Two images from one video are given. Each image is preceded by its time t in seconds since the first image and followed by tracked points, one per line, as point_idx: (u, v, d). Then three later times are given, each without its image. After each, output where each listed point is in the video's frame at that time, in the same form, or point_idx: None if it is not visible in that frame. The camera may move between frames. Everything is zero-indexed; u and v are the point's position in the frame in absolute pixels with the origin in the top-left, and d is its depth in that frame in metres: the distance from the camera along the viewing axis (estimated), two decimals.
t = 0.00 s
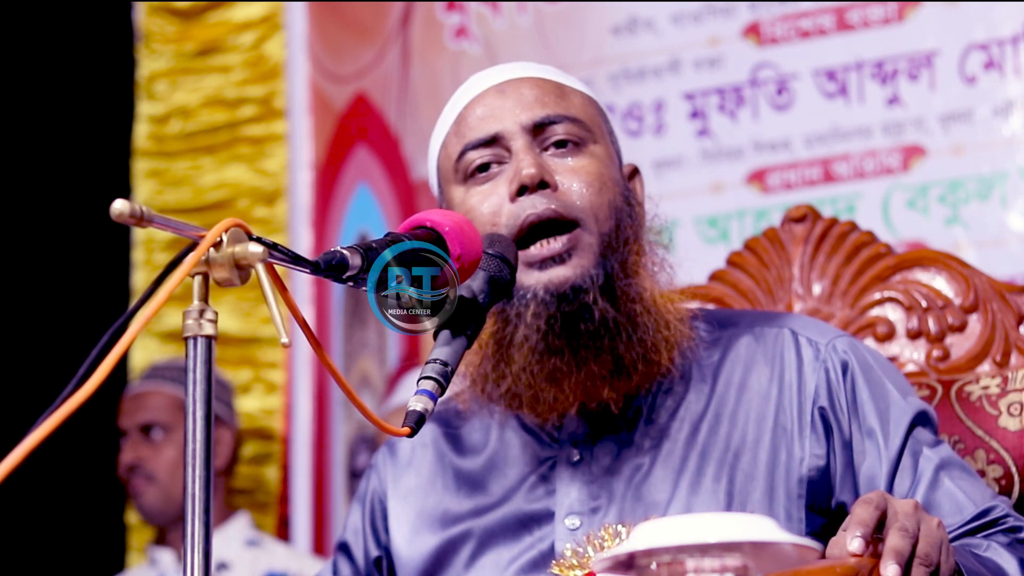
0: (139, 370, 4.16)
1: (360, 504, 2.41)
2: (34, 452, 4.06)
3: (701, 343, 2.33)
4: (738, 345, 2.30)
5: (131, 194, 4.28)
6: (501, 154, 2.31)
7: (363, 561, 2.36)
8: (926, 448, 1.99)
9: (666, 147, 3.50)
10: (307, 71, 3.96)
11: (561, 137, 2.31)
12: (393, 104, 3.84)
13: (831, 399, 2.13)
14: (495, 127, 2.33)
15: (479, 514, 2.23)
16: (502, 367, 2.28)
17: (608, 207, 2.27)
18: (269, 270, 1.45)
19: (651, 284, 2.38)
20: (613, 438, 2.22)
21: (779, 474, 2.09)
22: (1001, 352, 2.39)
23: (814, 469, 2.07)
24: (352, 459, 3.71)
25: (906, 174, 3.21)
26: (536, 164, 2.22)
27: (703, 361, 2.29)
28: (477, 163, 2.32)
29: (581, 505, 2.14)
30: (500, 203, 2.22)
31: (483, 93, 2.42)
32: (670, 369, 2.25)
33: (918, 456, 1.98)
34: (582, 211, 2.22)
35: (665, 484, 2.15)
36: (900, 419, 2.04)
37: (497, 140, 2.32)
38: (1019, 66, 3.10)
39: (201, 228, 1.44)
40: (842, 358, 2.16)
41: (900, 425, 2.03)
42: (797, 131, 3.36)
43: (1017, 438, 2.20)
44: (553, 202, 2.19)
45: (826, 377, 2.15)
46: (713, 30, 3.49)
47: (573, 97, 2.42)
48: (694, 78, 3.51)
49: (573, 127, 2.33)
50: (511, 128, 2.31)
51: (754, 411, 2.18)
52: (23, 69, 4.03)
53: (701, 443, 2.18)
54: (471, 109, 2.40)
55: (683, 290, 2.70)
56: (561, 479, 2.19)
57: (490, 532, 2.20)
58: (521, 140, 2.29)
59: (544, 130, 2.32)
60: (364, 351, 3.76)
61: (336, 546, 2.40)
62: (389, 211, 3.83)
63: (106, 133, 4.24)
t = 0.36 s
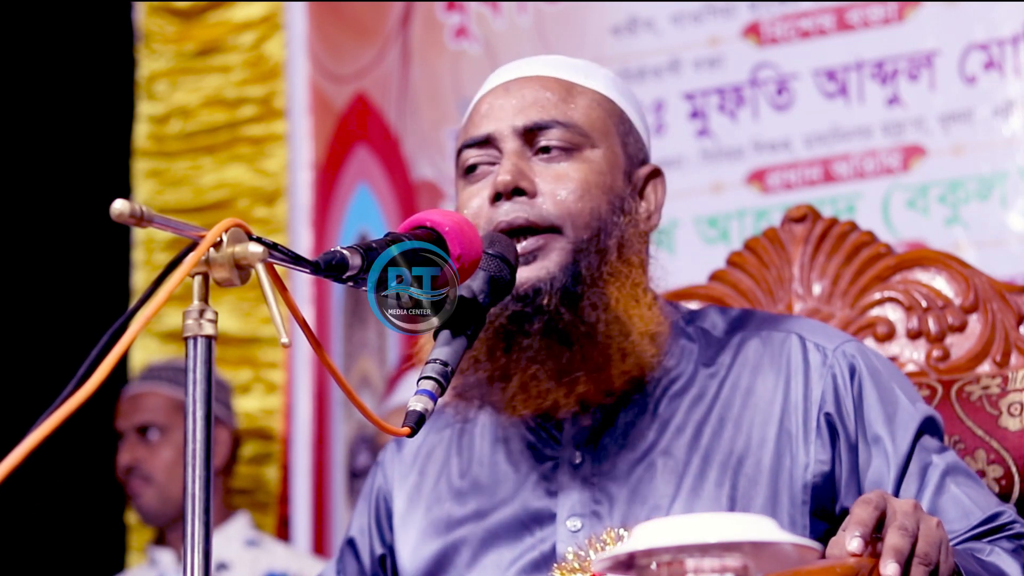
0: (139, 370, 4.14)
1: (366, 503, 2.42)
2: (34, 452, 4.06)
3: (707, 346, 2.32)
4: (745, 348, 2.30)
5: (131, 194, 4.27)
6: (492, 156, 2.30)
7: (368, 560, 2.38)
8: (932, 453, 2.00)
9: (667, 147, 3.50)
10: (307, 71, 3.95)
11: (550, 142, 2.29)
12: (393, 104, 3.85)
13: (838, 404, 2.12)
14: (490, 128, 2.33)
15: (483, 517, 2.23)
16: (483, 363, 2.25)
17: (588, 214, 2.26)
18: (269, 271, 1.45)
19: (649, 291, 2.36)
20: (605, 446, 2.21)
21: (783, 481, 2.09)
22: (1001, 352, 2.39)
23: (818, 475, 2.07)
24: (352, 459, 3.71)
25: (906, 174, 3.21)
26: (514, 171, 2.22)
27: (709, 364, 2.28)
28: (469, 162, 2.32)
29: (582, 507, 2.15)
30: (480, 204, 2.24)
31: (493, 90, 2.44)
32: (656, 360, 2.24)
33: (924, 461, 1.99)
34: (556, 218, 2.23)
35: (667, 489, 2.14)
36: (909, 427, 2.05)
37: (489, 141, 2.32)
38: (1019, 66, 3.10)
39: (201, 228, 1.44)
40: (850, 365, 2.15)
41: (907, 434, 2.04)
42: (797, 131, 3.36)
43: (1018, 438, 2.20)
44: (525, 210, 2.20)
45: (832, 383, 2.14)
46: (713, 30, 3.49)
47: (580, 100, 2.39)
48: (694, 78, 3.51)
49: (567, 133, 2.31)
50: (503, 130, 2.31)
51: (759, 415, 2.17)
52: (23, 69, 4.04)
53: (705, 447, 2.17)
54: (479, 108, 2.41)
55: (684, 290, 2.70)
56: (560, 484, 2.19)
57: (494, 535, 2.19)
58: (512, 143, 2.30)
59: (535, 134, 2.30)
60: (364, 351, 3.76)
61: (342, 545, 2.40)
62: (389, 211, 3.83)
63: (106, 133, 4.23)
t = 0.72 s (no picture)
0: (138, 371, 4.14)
1: (373, 500, 2.42)
2: (34, 452, 4.07)
3: (720, 352, 2.31)
4: (758, 355, 2.28)
5: (131, 194, 4.26)
6: (501, 152, 2.30)
7: (378, 556, 2.37)
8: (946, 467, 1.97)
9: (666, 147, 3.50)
10: (307, 71, 3.95)
11: (557, 139, 2.27)
12: (393, 104, 3.85)
13: (850, 417, 2.10)
14: (499, 124, 2.32)
15: (489, 522, 2.22)
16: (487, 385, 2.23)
17: (588, 219, 2.24)
18: (269, 271, 1.45)
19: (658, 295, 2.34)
20: (617, 454, 2.21)
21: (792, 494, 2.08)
22: (1001, 352, 2.39)
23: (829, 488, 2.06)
24: (352, 459, 3.71)
25: (906, 174, 3.21)
26: (518, 168, 2.21)
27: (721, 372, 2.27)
28: (478, 157, 2.32)
29: (588, 513, 2.16)
30: (484, 203, 2.23)
31: (506, 85, 2.44)
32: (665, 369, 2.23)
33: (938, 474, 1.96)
34: (559, 222, 2.21)
35: (673, 498, 2.14)
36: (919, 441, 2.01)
37: (498, 137, 2.31)
38: (1019, 66, 3.10)
39: (201, 228, 1.44)
40: (863, 375, 2.13)
41: (918, 448, 2.00)
42: (797, 131, 3.36)
43: (1018, 438, 2.20)
44: (526, 211, 2.19)
45: (845, 393, 2.12)
46: (713, 30, 3.49)
47: (593, 96, 2.37)
48: (694, 78, 3.51)
49: (575, 132, 2.29)
50: (512, 126, 2.30)
51: (770, 426, 2.16)
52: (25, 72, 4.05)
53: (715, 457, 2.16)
54: (492, 103, 2.41)
55: (684, 290, 2.70)
56: (565, 495, 2.19)
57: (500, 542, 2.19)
58: (520, 139, 2.28)
59: (543, 132, 2.29)
60: (364, 351, 3.76)
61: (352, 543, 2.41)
62: (389, 211, 3.83)
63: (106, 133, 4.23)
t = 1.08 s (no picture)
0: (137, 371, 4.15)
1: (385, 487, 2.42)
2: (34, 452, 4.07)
3: (721, 349, 2.32)
4: (759, 345, 2.29)
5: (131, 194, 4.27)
6: (495, 147, 2.30)
7: (393, 537, 2.37)
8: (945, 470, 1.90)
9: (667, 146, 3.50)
10: (307, 71, 3.95)
11: (546, 136, 2.25)
12: (393, 104, 3.85)
13: (835, 403, 2.12)
14: (494, 120, 2.31)
15: (496, 523, 2.22)
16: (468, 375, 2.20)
17: (567, 218, 2.18)
18: (269, 271, 1.45)
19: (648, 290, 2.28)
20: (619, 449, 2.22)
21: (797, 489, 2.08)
22: (1001, 352, 2.39)
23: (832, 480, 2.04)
24: (353, 458, 3.71)
25: (906, 174, 3.21)
26: (500, 166, 2.20)
27: (722, 365, 2.29)
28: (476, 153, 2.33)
29: (590, 512, 2.14)
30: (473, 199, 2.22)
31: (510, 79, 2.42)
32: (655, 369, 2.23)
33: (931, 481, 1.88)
34: (539, 219, 2.16)
35: (667, 492, 2.16)
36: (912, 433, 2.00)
37: (493, 133, 2.30)
38: (1019, 66, 3.10)
39: (201, 228, 1.44)
40: (857, 368, 2.14)
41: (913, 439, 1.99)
42: (797, 131, 3.36)
43: (1018, 438, 2.20)
44: (506, 207, 2.15)
45: (840, 386, 2.13)
46: (713, 30, 3.49)
47: (587, 95, 2.32)
48: (694, 78, 3.51)
49: (563, 129, 2.26)
50: (503, 124, 2.29)
51: (762, 409, 2.18)
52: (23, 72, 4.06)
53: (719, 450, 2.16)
54: (491, 98, 2.40)
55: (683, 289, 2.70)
56: (567, 492, 2.20)
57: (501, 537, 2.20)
58: (509, 136, 2.28)
59: (533, 129, 2.27)
60: (364, 351, 3.76)
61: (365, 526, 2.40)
62: (389, 211, 3.83)
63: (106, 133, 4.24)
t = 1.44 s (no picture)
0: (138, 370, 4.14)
1: (366, 464, 2.46)
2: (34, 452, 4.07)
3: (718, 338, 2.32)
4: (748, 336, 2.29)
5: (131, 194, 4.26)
6: (495, 148, 2.32)
7: (373, 509, 2.41)
8: (904, 453, 1.91)
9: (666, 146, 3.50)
10: (307, 71, 3.95)
11: (553, 131, 2.29)
12: (393, 104, 3.85)
13: (811, 381, 2.11)
14: (493, 118, 2.33)
15: (481, 503, 2.25)
16: (489, 361, 2.28)
17: (586, 210, 2.27)
18: (270, 271, 1.45)
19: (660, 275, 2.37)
20: (604, 428, 2.25)
21: (772, 461, 2.08)
22: (1001, 352, 2.40)
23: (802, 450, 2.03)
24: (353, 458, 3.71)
25: (905, 173, 3.21)
26: (515, 168, 2.23)
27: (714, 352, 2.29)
28: (475, 152, 2.34)
29: (576, 488, 2.18)
30: (485, 199, 2.25)
31: (496, 74, 2.45)
32: (664, 348, 2.27)
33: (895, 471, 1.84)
34: (558, 215, 2.24)
35: (655, 475, 2.17)
36: (884, 410, 2.01)
37: (493, 133, 2.32)
38: (1019, 66, 3.11)
39: (201, 228, 1.45)
40: (840, 349, 2.14)
41: (881, 416, 1.99)
42: (797, 131, 3.36)
43: (1018, 437, 2.20)
44: (524, 210, 2.21)
45: (822, 364, 2.12)
46: (713, 30, 3.49)
47: (583, 81, 2.39)
48: (694, 78, 3.51)
49: (568, 124, 2.31)
50: (505, 123, 2.31)
51: (744, 391, 2.17)
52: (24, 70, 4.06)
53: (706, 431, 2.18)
54: (482, 94, 2.42)
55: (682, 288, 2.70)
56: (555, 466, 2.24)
57: (486, 516, 2.23)
58: (514, 136, 2.29)
59: (538, 127, 2.30)
60: (364, 351, 3.76)
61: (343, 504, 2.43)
62: (389, 211, 3.82)
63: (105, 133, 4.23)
